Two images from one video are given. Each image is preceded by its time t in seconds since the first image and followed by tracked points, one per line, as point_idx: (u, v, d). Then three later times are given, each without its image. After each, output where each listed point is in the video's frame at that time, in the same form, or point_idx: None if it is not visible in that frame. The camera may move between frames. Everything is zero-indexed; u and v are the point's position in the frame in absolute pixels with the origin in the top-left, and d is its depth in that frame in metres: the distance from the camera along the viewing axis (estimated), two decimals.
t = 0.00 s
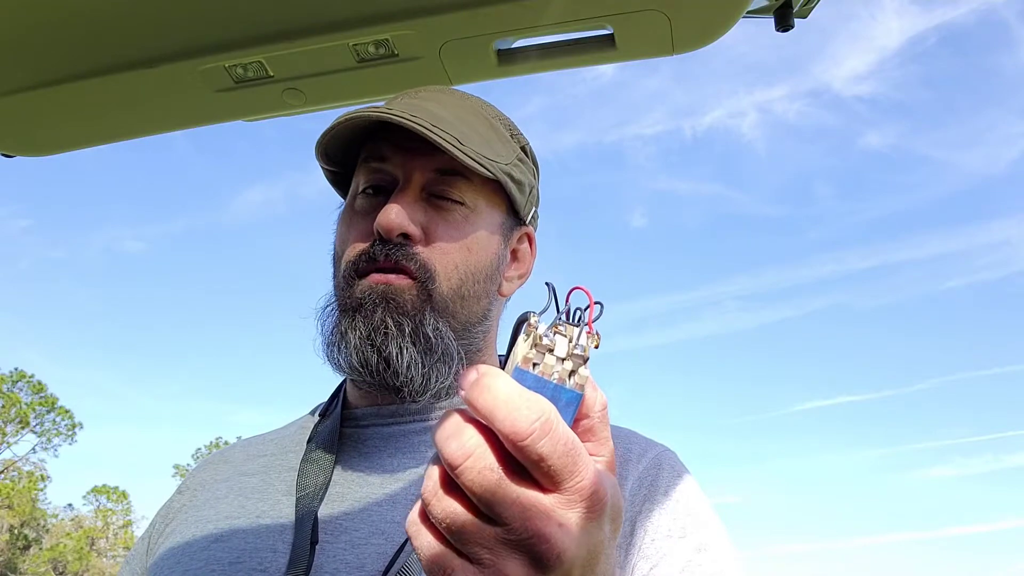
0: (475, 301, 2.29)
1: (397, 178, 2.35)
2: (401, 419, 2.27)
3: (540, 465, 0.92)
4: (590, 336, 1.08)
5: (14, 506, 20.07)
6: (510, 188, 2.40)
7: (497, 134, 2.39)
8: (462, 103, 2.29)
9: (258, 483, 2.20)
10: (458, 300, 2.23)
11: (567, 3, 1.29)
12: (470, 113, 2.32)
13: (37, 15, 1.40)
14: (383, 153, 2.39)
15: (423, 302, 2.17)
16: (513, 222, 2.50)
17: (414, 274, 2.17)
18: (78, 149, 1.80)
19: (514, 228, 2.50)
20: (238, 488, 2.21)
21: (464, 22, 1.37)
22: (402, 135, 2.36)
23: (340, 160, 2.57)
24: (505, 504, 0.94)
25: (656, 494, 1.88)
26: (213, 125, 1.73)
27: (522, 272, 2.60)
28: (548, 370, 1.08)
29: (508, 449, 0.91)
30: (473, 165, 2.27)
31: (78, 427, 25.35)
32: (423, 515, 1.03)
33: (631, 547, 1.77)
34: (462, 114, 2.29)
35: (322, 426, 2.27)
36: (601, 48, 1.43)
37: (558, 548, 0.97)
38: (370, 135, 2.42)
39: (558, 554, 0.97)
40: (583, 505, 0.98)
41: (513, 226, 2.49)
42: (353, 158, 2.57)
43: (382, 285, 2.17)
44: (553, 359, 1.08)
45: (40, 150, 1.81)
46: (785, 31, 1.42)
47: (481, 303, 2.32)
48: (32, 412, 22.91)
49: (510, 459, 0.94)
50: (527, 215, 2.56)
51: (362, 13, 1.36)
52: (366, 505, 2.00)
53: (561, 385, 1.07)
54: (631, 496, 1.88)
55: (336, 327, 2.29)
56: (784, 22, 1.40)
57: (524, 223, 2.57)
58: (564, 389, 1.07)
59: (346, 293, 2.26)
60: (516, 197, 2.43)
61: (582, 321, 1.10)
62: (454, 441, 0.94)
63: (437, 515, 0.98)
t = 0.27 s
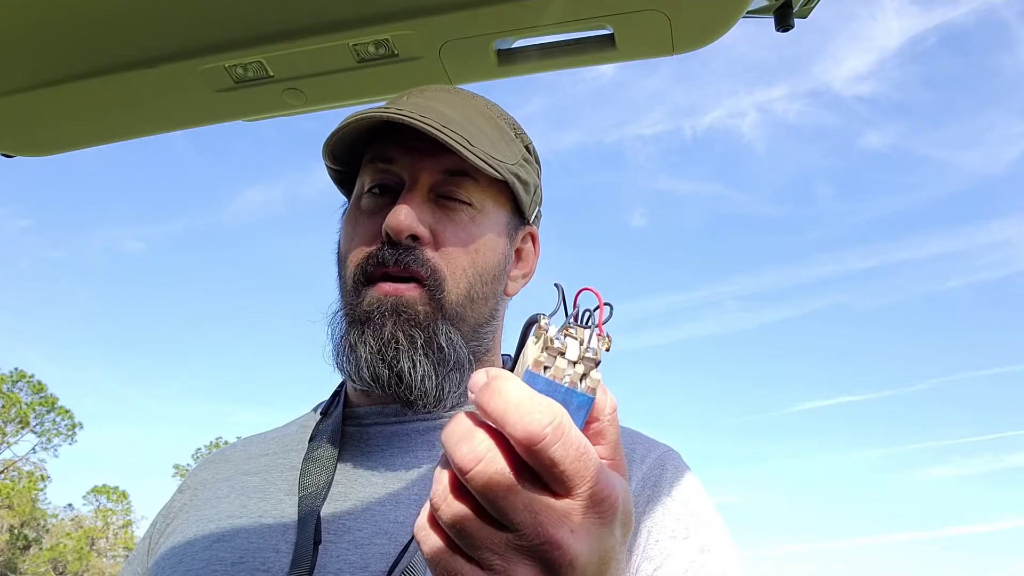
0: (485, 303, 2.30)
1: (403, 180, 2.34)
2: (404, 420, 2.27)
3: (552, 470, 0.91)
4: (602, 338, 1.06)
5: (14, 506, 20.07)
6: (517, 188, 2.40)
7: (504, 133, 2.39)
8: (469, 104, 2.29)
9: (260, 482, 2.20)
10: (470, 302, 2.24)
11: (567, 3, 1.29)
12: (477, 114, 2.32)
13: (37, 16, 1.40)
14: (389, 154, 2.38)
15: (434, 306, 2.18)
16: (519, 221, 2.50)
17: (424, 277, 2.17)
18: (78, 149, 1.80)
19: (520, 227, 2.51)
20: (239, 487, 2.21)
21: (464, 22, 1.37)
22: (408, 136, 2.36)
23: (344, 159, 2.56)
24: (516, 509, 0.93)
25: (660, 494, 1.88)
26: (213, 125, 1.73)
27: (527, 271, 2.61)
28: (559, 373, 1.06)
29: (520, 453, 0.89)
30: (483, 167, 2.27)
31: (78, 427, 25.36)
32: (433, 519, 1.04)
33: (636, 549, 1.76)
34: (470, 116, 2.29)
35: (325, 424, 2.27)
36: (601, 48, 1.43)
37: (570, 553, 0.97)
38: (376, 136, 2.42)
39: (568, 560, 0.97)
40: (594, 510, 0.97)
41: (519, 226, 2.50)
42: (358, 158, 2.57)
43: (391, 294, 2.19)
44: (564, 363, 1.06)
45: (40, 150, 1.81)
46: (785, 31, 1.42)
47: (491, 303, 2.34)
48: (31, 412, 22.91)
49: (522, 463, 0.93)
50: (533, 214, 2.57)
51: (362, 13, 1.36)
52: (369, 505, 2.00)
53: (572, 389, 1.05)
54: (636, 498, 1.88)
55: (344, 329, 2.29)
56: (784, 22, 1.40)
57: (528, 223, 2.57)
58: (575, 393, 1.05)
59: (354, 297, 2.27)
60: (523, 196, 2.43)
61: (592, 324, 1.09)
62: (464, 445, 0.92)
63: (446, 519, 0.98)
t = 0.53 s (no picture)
0: (493, 298, 2.31)
1: (411, 175, 2.35)
2: (405, 417, 2.27)
3: (554, 474, 0.91)
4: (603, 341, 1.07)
5: (14, 506, 20.07)
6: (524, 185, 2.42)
7: (512, 131, 2.42)
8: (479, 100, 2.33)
9: (261, 481, 2.20)
10: (478, 296, 2.25)
11: (567, 3, 1.29)
12: (486, 111, 2.35)
13: (37, 16, 1.40)
14: (397, 150, 2.39)
15: (444, 298, 2.19)
16: (524, 219, 2.52)
17: (434, 269, 2.18)
18: (78, 149, 1.80)
19: (525, 225, 2.52)
20: (240, 486, 2.20)
21: (464, 22, 1.37)
22: (416, 132, 2.38)
23: (349, 157, 2.56)
24: (516, 513, 0.93)
25: (663, 496, 1.88)
26: (212, 125, 1.73)
27: (530, 270, 2.61)
28: (561, 376, 1.05)
29: (521, 457, 0.89)
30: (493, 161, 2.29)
31: (78, 427, 25.36)
32: (434, 523, 1.04)
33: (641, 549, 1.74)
34: (480, 112, 2.32)
35: (325, 421, 2.26)
36: (601, 48, 1.43)
37: (572, 558, 0.97)
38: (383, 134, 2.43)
39: (570, 565, 0.97)
40: (596, 515, 0.97)
41: (524, 224, 2.52)
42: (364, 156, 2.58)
43: (401, 279, 2.18)
44: (566, 365, 1.06)
45: (40, 150, 1.81)
46: (785, 31, 1.42)
47: (498, 299, 2.35)
48: (31, 412, 22.92)
49: (523, 467, 0.93)
50: (536, 213, 2.59)
51: (362, 13, 1.36)
52: (371, 506, 2.00)
53: (573, 392, 1.05)
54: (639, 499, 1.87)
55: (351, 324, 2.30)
56: (784, 22, 1.40)
57: (533, 221, 2.59)
58: (577, 397, 1.05)
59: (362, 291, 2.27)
60: (529, 194, 2.46)
61: (594, 326, 1.09)
62: (464, 449, 0.92)
63: (446, 522, 0.98)
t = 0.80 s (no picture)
0: (501, 296, 2.32)
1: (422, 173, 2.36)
2: (408, 416, 2.27)
3: (559, 469, 0.91)
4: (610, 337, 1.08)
5: (14, 506, 20.08)
6: (534, 186, 2.44)
7: (522, 133, 2.45)
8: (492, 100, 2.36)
9: (262, 479, 2.20)
10: (487, 293, 2.27)
11: (567, 3, 1.29)
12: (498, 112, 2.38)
13: (38, 16, 1.41)
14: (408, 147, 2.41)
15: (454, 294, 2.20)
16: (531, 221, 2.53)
17: (445, 264, 2.19)
18: (79, 149, 1.80)
19: (532, 226, 2.54)
20: (242, 484, 2.21)
21: (464, 22, 1.37)
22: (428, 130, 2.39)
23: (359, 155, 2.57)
24: (523, 510, 0.94)
25: (665, 496, 1.88)
26: (212, 125, 1.73)
27: (534, 272, 2.62)
28: (567, 372, 1.06)
29: (527, 452, 0.89)
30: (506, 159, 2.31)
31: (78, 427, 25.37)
32: (439, 520, 1.05)
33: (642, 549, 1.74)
34: (492, 111, 2.34)
35: (327, 419, 2.26)
36: (601, 48, 1.43)
37: (578, 555, 0.97)
38: (394, 131, 2.45)
39: (576, 561, 0.98)
40: (602, 511, 0.98)
41: (531, 225, 2.53)
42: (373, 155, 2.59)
43: (411, 275, 2.19)
44: (573, 361, 1.07)
45: (41, 150, 1.81)
46: (785, 31, 1.43)
47: (506, 298, 2.36)
48: (31, 412, 22.92)
49: (529, 463, 0.93)
50: (543, 216, 2.60)
51: (362, 13, 1.37)
52: (374, 503, 2.00)
53: (580, 388, 1.05)
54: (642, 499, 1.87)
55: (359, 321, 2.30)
56: (783, 22, 1.41)
57: (539, 222, 2.59)
58: (584, 393, 1.05)
59: (372, 286, 2.28)
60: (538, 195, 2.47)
61: (601, 322, 1.11)
62: (470, 445, 0.92)
63: (452, 518, 0.99)
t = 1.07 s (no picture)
0: (507, 296, 2.34)
1: (434, 171, 2.38)
2: (410, 414, 2.27)
3: (568, 461, 0.92)
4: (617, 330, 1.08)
5: (14, 506, 20.08)
6: (543, 190, 2.46)
7: (534, 138, 2.48)
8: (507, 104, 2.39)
9: (264, 477, 2.20)
10: (494, 292, 2.29)
11: (567, 3, 1.29)
12: (511, 116, 2.41)
13: (39, 16, 1.41)
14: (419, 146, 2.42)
15: (464, 293, 2.22)
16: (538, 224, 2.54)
17: (456, 262, 2.21)
18: (79, 149, 1.80)
19: (539, 230, 2.55)
20: (243, 482, 2.21)
21: (463, 22, 1.37)
22: (441, 130, 2.41)
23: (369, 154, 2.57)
24: (531, 500, 0.94)
25: (668, 495, 1.89)
26: (213, 125, 1.73)
27: (539, 274, 2.62)
28: (576, 364, 1.07)
29: (535, 443, 0.90)
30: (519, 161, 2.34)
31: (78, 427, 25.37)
32: (447, 512, 1.04)
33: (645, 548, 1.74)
34: (506, 115, 2.37)
35: (329, 418, 2.25)
36: (601, 48, 1.43)
37: (586, 546, 0.97)
38: (407, 131, 2.46)
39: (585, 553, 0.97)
40: (610, 503, 0.98)
41: (538, 228, 2.54)
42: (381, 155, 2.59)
43: (422, 272, 2.21)
44: (581, 354, 1.07)
45: (42, 150, 1.81)
46: (785, 31, 1.43)
47: (513, 298, 2.38)
48: (32, 412, 22.91)
49: (537, 453, 0.94)
50: (548, 220, 2.60)
51: (362, 13, 1.37)
52: (378, 500, 2.00)
53: (588, 380, 1.06)
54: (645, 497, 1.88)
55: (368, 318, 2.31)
56: (783, 22, 1.41)
57: (545, 226, 2.61)
58: (591, 385, 1.06)
59: (382, 283, 2.29)
60: (547, 199, 2.49)
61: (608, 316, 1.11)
62: (479, 436, 0.94)
63: (461, 510, 0.99)
